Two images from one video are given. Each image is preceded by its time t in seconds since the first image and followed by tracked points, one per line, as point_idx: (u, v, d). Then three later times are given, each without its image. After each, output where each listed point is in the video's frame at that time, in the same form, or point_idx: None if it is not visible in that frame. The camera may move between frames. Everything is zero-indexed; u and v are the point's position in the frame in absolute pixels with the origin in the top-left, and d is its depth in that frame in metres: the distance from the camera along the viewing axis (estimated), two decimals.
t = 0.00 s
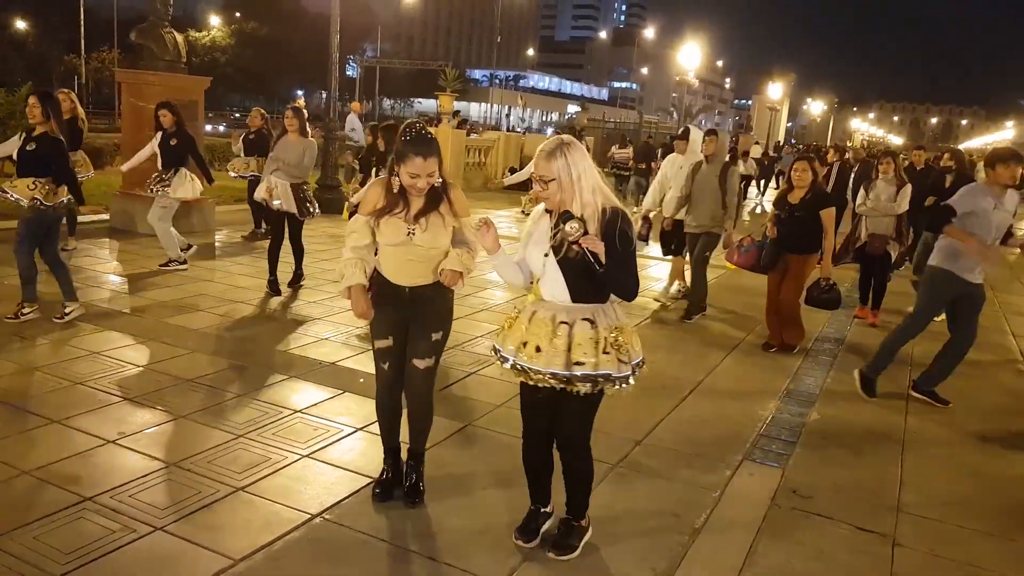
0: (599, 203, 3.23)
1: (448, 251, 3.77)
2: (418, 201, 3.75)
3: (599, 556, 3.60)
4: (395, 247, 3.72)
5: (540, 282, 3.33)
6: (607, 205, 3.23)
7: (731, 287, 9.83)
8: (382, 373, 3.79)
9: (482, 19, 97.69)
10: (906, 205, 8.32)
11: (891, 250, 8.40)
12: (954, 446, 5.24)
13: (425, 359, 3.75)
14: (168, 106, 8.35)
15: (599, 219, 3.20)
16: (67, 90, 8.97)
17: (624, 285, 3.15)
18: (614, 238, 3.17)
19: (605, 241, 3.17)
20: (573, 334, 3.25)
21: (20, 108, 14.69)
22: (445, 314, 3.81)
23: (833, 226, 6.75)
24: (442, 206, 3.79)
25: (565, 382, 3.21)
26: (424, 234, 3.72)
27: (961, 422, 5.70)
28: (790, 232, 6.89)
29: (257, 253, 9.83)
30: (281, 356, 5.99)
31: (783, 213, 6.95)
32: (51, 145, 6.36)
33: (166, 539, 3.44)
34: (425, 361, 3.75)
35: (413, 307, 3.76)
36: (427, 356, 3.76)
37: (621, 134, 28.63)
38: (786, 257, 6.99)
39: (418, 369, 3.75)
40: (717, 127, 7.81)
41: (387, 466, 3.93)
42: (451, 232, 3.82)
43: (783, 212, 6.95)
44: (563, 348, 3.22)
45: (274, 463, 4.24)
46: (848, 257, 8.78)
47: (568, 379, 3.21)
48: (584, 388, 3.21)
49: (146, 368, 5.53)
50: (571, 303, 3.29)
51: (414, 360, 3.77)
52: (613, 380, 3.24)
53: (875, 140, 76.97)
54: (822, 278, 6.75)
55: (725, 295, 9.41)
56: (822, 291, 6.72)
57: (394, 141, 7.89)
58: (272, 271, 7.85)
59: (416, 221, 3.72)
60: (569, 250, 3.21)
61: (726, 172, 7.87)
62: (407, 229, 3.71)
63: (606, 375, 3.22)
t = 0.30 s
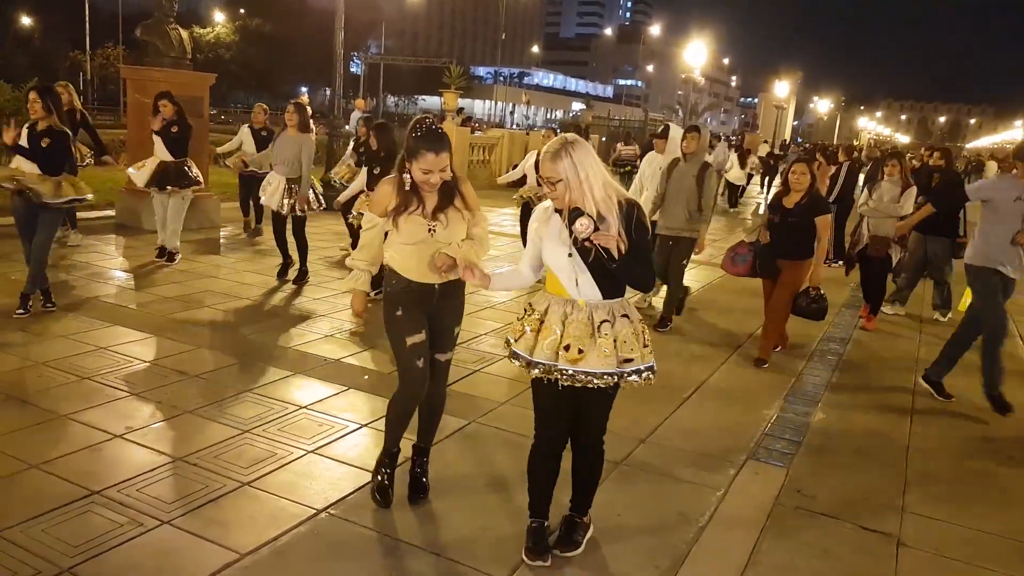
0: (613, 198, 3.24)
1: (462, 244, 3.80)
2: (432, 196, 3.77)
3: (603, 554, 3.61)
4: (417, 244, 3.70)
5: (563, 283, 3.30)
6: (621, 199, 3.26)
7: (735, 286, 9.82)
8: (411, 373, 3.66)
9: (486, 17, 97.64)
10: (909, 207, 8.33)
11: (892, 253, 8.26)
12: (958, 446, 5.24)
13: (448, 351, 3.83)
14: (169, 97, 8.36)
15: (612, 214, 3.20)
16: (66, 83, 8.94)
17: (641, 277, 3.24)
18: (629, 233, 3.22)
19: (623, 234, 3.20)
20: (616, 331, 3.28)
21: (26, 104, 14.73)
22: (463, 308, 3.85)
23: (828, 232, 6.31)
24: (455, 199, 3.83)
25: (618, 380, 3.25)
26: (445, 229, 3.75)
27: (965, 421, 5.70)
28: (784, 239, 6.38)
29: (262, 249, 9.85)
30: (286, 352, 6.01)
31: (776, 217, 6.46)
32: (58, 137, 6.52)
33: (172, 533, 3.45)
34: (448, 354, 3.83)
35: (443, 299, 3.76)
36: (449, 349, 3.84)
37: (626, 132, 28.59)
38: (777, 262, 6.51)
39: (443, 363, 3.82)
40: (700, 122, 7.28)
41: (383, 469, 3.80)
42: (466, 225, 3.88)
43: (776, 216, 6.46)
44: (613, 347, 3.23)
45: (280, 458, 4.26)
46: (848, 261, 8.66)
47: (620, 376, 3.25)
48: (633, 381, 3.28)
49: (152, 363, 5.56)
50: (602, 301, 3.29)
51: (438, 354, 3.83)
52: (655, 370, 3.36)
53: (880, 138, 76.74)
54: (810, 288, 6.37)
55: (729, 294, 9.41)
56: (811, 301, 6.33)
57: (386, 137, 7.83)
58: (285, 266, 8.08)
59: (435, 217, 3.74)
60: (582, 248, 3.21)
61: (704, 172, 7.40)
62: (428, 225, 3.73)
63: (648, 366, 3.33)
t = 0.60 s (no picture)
0: (605, 198, 3.22)
1: (459, 249, 3.78)
2: (431, 197, 3.76)
3: (606, 551, 3.61)
4: (408, 244, 3.74)
5: (547, 278, 3.33)
6: (614, 200, 3.23)
7: (737, 284, 9.81)
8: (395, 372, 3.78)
9: (488, 13, 97.45)
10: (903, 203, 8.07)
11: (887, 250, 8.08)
12: (960, 444, 5.22)
13: (444, 353, 3.80)
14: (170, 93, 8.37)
15: (600, 215, 3.18)
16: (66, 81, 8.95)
17: (625, 280, 3.28)
18: (615, 233, 3.19)
19: (608, 235, 3.19)
20: (587, 330, 3.24)
21: (28, 101, 14.72)
22: (461, 310, 3.82)
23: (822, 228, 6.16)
24: (453, 202, 3.80)
25: (583, 378, 3.21)
26: (435, 231, 3.74)
27: (967, 418, 5.69)
28: (777, 234, 6.31)
29: (263, 246, 9.85)
30: (288, 349, 6.01)
31: (770, 213, 6.35)
32: (48, 131, 6.43)
33: (174, 530, 3.46)
34: (444, 356, 3.80)
35: (433, 303, 3.78)
36: (446, 351, 3.80)
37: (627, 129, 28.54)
38: (770, 259, 6.40)
39: (439, 364, 3.80)
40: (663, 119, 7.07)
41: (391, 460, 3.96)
42: (463, 230, 3.83)
43: (769, 212, 6.35)
44: (578, 345, 3.21)
45: (282, 455, 4.26)
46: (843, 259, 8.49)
47: (583, 375, 3.20)
48: (600, 383, 3.21)
49: (153, 360, 5.56)
50: (580, 299, 3.28)
51: (434, 354, 3.81)
52: (629, 375, 3.25)
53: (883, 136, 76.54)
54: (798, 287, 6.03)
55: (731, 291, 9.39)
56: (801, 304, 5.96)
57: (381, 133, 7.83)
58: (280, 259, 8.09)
59: (426, 217, 3.73)
60: (566, 242, 3.21)
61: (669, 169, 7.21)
62: (418, 225, 3.74)
63: (623, 370, 3.23)
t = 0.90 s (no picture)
0: (597, 194, 3.20)
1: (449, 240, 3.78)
2: (426, 186, 3.80)
3: (607, 547, 3.62)
4: (395, 231, 3.78)
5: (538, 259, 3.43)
6: (606, 198, 3.20)
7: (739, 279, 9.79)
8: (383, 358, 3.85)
9: (489, 8, 97.22)
10: (888, 200, 7.88)
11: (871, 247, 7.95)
12: (961, 439, 5.22)
13: (411, 341, 3.72)
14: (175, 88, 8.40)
15: (588, 209, 3.18)
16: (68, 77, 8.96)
17: (607, 276, 3.22)
18: (599, 229, 3.15)
19: (591, 229, 3.16)
20: (536, 308, 3.35)
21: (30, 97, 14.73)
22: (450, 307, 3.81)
23: (814, 229, 6.00)
24: (448, 193, 3.81)
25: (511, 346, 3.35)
26: (421, 218, 3.75)
27: (969, 414, 5.70)
28: (767, 237, 6.06)
29: (265, 241, 9.86)
30: (290, 345, 6.02)
31: (759, 214, 6.10)
32: (57, 129, 6.49)
33: (179, 525, 3.47)
34: (410, 343, 3.72)
35: (412, 292, 3.79)
36: (413, 339, 3.72)
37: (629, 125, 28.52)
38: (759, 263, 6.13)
39: (404, 353, 3.71)
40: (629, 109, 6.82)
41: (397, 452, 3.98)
42: (453, 223, 3.82)
43: (758, 212, 6.10)
44: (521, 317, 3.36)
45: (285, 451, 4.27)
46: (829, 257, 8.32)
47: (515, 345, 3.34)
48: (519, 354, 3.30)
49: (158, 356, 5.58)
50: (554, 282, 3.34)
51: (401, 342, 3.75)
52: (549, 356, 3.24)
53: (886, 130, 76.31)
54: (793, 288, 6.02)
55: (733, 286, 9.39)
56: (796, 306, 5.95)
57: (380, 130, 7.81)
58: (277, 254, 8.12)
59: (415, 206, 3.76)
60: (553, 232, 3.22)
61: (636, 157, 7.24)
62: (405, 213, 3.76)
63: (546, 350, 3.24)
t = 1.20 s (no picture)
0: (615, 189, 3.19)
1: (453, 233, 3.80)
2: (429, 180, 3.79)
3: (609, 540, 3.62)
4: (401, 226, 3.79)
5: (550, 261, 3.38)
6: (624, 191, 3.19)
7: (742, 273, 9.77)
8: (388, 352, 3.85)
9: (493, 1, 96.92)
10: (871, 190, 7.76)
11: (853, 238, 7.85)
12: (964, 433, 5.21)
13: (417, 336, 3.71)
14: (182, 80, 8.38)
15: (606, 207, 3.18)
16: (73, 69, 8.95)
17: (629, 274, 3.20)
18: (618, 226, 3.15)
19: (610, 227, 3.15)
20: (560, 314, 3.28)
21: (34, 89, 14.72)
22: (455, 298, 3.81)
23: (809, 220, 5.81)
24: (451, 186, 3.81)
25: (542, 358, 3.26)
26: (427, 212, 3.75)
27: (973, 408, 5.69)
28: (762, 231, 5.84)
29: (268, 234, 9.86)
30: (292, 337, 6.03)
31: (754, 208, 5.88)
32: (67, 122, 6.59)
33: (181, 516, 3.48)
34: (416, 339, 3.71)
35: (417, 287, 3.78)
36: (420, 334, 3.72)
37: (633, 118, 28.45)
38: (756, 259, 5.94)
39: (411, 346, 3.71)
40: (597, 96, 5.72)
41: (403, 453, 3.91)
42: (458, 215, 3.83)
43: (753, 206, 5.88)
44: (547, 325, 3.28)
45: (288, 443, 4.28)
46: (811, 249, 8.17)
47: (545, 357, 3.26)
48: (557, 365, 3.23)
49: (161, 348, 5.58)
50: (571, 285, 3.30)
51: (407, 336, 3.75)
52: (588, 364, 3.21)
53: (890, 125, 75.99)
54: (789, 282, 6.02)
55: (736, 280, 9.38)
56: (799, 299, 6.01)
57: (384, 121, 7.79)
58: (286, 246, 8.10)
59: (419, 201, 3.77)
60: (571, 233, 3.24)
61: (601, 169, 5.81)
62: (411, 208, 3.78)
63: (583, 358, 3.21)
